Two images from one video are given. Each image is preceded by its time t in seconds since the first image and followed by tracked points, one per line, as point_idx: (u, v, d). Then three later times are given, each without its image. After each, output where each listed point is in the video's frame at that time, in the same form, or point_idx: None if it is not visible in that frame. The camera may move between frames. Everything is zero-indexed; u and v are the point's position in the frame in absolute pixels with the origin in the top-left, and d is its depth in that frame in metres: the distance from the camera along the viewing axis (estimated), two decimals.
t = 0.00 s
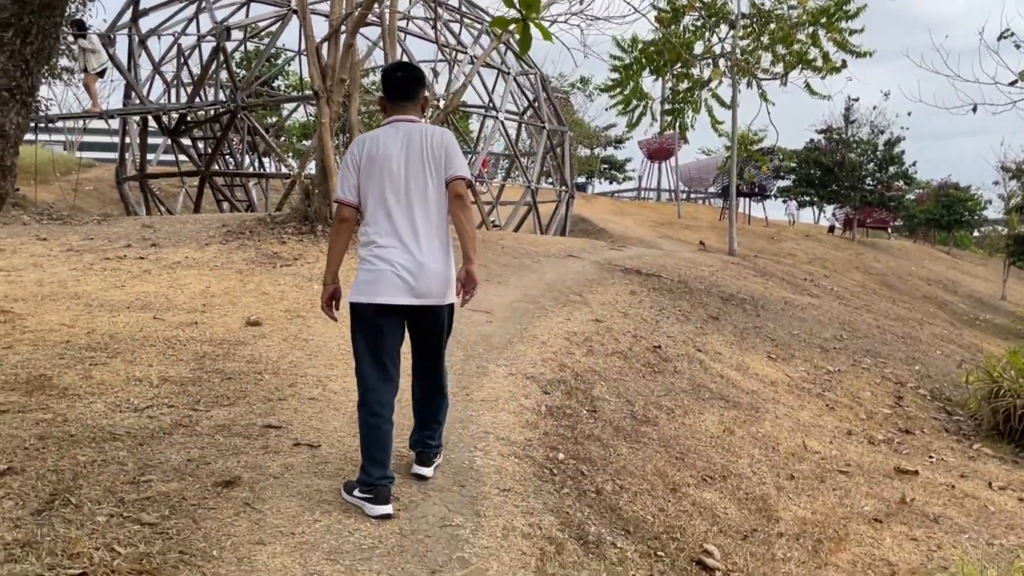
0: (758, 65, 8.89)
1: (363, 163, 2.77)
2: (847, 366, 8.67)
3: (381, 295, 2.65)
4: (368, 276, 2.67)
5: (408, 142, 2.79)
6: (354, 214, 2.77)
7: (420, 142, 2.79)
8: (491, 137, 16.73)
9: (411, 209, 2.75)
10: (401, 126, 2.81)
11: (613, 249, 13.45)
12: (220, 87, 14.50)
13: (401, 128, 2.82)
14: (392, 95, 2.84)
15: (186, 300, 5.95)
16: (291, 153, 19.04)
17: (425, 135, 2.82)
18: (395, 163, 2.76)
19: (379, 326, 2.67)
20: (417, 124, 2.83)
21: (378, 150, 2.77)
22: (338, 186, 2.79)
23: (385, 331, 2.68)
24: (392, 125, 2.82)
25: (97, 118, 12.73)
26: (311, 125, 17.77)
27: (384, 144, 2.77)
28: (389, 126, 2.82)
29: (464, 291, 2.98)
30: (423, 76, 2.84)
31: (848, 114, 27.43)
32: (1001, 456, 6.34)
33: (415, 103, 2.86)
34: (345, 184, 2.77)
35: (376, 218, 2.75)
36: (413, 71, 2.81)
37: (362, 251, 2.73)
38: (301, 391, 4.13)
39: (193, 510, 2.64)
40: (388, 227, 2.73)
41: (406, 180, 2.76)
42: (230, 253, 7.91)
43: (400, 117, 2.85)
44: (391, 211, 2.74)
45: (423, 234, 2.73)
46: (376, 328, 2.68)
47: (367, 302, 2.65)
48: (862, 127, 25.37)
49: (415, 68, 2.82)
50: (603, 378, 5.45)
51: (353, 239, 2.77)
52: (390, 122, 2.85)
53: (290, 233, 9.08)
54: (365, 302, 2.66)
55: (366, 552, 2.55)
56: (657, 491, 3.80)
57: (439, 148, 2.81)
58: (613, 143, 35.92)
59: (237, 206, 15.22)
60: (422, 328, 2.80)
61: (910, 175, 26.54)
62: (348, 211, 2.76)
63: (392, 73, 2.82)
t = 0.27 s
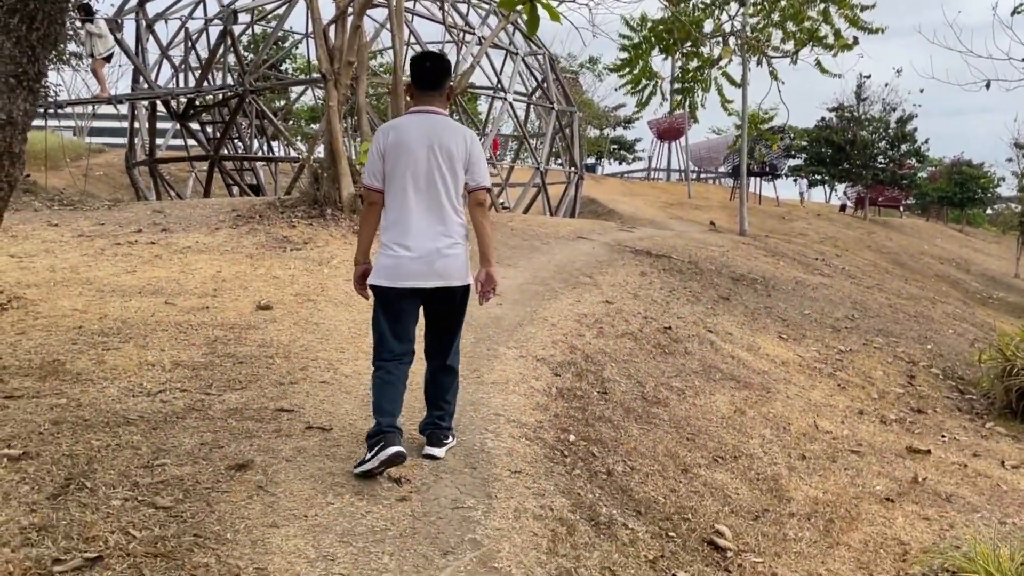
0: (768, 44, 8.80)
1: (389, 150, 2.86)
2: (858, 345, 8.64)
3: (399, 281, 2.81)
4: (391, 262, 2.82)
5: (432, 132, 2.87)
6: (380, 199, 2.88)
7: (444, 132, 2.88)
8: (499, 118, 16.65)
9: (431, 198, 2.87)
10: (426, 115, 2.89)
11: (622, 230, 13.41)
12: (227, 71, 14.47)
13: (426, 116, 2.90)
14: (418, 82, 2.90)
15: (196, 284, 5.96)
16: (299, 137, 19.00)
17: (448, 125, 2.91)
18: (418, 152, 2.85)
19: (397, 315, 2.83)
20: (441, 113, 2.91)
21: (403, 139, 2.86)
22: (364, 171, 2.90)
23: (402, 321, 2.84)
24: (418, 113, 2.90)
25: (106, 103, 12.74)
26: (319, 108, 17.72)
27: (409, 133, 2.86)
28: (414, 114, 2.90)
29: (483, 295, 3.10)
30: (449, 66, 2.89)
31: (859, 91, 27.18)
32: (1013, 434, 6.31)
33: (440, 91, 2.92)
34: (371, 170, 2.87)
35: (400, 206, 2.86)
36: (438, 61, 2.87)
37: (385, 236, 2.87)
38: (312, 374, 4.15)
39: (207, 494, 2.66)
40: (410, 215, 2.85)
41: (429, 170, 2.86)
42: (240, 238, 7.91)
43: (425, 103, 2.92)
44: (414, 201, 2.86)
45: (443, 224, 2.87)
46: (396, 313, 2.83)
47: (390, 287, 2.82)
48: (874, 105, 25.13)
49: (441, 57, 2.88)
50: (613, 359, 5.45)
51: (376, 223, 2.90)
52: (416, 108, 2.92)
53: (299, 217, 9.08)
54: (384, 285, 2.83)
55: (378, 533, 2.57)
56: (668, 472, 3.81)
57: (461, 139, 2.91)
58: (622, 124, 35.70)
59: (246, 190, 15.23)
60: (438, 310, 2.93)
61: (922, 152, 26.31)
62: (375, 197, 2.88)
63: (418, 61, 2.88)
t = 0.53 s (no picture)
0: (772, 26, 8.73)
1: (401, 133, 3.00)
2: (865, 328, 8.61)
3: (412, 257, 2.99)
4: (402, 239, 2.99)
5: (442, 117, 3.01)
6: (392, 180, 3.04)
7: (453, 117, 3.02)
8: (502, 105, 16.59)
9: (441, 180, 3.01)
10: (437, 99, 3.03)
11: (627, 216, 13.38)
12: (229, 61, 14.43)
13: (437, 100, 3.03)
14: (428, 68, 3.03)
15: (200, 274, 5.96)
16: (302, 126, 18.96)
17: (457, 110, 3.05)
18: (428, 136, 2.99)
19: (403, 306, 3.12)
20: (451, 99, 3.05)
21: (414, 124, 3.00)
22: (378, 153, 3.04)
23: (410, 311, 3.15)
24: (429, 98, 3.04)
25: (108, 94, 12.72)
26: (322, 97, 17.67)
27: (420, 118, 3.00)
28: (426, 98, 3.04)
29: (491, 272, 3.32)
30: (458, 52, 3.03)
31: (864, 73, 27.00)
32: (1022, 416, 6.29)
33: (449, 78, 3.06)
34: (384, 152, 3.02)
35: (411, 187, 3.02)
36: (447, 48, 2.99)
37: (397, 214, 3.03)
38: (316, 362, 4.14)
39: (212, 483, 2.66)
40: (420, 195, 3.00)
41: (438, 153, 3.01)
42: (244, 228, 7.91)
43: (436, 89, 3.06)
44: (424, 182, 3.00)
45: (451, 204, 3.01)
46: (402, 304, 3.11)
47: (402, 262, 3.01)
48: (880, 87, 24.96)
49: (450, 45, 3.01)
50: (619, 345, 5.44)
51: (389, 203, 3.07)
52: (427, 92, 3.06)
53: (303, 207, 9.07)
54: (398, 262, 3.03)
55: (383, 522, 2.57)
56: (674, 457, 3.80)
57: (469, 123, 3.05)
58: (626, 109, 35.54)
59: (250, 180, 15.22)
60: (439, 297, 3.04)
61: (928, 134, 26.15)
62: (388, 177, 3.04)
63: (429, 48, 3.01)
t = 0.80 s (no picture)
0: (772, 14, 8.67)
1: (398, 131, 3.02)
2: (867, 315, 8.58)
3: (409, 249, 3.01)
4: (399, 234, 3.02)
5: (438, 114, 3.02)
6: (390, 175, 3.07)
7: (447, 115, 3.02)
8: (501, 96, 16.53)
9: (436, 176, 3.02)
10: (432, 97, 3.04)
11: (628, 206, 13.34)
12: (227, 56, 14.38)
13: (433, 97, 3.05)
14: (424, 67, 3.04)
15: (200, 270, 5.94)
16: (300, 120, 18.92)
17: (452, 108, 3.05)
18: (424, 134, 3.00)
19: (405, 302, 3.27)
20: (446, 97, 3.06)
21: (410, 121, 3.01)
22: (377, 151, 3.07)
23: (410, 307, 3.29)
24: (425, 96, 3.05)
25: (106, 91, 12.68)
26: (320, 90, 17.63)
27: (416, 115, 3.01)
28: (422, 95, 3.05)
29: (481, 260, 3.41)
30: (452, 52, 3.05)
31: (865, 59, 26.88)
32: None
33: (444, 77, 3.07)
34: (382, 149, 3.04)
35: (407, 183, 3.04)
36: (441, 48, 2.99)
37: (394, 210, 3.05)
38: (316, 357, 4.13)
39: (211, 479, 2.65)
40: (416, 190, 3.02)
41: (433, 149, 3.02)
42: (243, 223, 7.88)
43: (432, 88, 3.06)
44: (420, 178, 3.02)
45: (446, 200, 3.02)
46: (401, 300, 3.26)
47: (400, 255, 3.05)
48: (880, 73, 24.84)
49: (444, 44, 3.01)
50: (620, 335, 5.42)
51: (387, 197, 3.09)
52: (424, 91, 3.06)
53: (302, 201, 9.05)
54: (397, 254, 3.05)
55: (383, 516, 2.55)
56: (676, 447, 3.78)
57: (463, 122, 3.06)
58: (626, 97, 35.43)
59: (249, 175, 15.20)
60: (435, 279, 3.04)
61: (930, 119, 26.04)
62: (385, 173, 3.06)
63: (425, 48, 3.02)
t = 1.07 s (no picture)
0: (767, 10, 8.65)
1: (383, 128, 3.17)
2: (867, 310, 8.56)
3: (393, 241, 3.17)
4: (387, 226, 3.17)
5: (420, 111, 3.17)
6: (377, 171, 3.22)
7: (429, 111, 3.17)
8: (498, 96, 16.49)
9: (420, 169, 3.18)
10: (416, 95, 3.19)
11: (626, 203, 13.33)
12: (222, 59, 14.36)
13: (415, 96, 3.19)
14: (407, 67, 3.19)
15: (197, 274, 5.92)
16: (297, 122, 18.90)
17: (434, 104, 3.20)
18: (407, 130, 3.16)
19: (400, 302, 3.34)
20: (429, 94, 3.20)
21: (395, 118, 3.16)
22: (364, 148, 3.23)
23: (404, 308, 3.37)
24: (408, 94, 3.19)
25: (101, 95, 12.66)
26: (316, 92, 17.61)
27: (400, 113, 3.16)
28: (405, 94, 3.20)
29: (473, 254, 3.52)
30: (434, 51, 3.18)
31: (861, 54, 26.87)
32: None
33: (427, 75, 3.22)
34: (369, 147, 3.20)
35: (393, 177, 3.19)
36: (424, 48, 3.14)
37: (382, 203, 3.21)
38: (314, 359, 4.10)
39: (207, 484, 2.63)
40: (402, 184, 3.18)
41: (417, 144, 3.17)
42: (240, 225, 7.86)
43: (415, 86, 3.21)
44: (405, 172, 3.18)
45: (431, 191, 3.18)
46: (395, 299, 3.34)
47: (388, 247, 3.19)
48: (877, 67, 24.81)
49: (426, 44, 3.16)
50: (619, 333, 5.39)
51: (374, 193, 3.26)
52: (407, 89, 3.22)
53: (299, 203, 9.02)
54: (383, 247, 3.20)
55: (382, 519, 2.53)
56: (676, 444, 3.76)
57: (445, 117, 3.20)
58: (623, 95, 35.40)
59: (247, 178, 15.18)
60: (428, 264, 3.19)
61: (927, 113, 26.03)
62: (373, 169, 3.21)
63: (407, 48, 3.17)
